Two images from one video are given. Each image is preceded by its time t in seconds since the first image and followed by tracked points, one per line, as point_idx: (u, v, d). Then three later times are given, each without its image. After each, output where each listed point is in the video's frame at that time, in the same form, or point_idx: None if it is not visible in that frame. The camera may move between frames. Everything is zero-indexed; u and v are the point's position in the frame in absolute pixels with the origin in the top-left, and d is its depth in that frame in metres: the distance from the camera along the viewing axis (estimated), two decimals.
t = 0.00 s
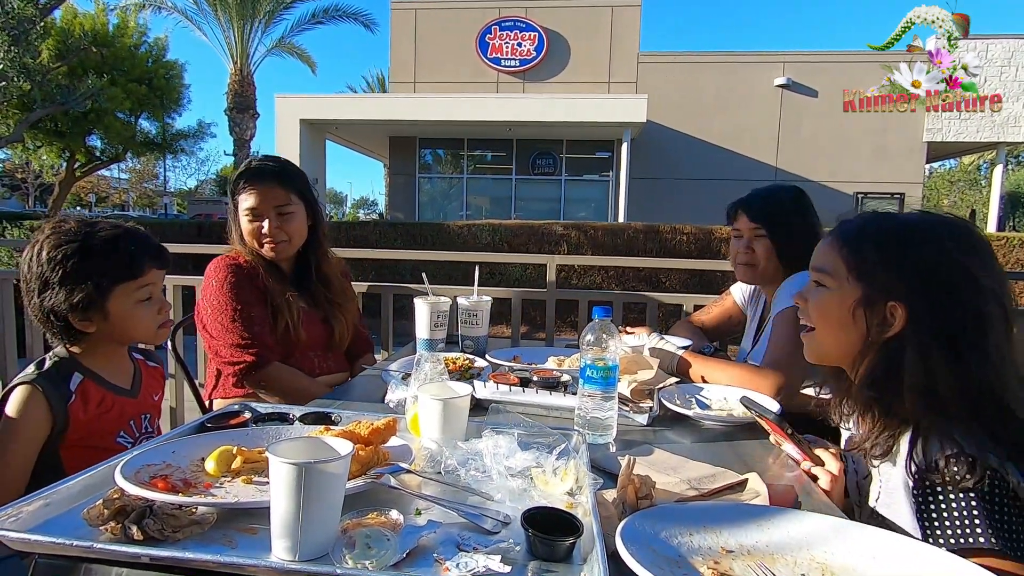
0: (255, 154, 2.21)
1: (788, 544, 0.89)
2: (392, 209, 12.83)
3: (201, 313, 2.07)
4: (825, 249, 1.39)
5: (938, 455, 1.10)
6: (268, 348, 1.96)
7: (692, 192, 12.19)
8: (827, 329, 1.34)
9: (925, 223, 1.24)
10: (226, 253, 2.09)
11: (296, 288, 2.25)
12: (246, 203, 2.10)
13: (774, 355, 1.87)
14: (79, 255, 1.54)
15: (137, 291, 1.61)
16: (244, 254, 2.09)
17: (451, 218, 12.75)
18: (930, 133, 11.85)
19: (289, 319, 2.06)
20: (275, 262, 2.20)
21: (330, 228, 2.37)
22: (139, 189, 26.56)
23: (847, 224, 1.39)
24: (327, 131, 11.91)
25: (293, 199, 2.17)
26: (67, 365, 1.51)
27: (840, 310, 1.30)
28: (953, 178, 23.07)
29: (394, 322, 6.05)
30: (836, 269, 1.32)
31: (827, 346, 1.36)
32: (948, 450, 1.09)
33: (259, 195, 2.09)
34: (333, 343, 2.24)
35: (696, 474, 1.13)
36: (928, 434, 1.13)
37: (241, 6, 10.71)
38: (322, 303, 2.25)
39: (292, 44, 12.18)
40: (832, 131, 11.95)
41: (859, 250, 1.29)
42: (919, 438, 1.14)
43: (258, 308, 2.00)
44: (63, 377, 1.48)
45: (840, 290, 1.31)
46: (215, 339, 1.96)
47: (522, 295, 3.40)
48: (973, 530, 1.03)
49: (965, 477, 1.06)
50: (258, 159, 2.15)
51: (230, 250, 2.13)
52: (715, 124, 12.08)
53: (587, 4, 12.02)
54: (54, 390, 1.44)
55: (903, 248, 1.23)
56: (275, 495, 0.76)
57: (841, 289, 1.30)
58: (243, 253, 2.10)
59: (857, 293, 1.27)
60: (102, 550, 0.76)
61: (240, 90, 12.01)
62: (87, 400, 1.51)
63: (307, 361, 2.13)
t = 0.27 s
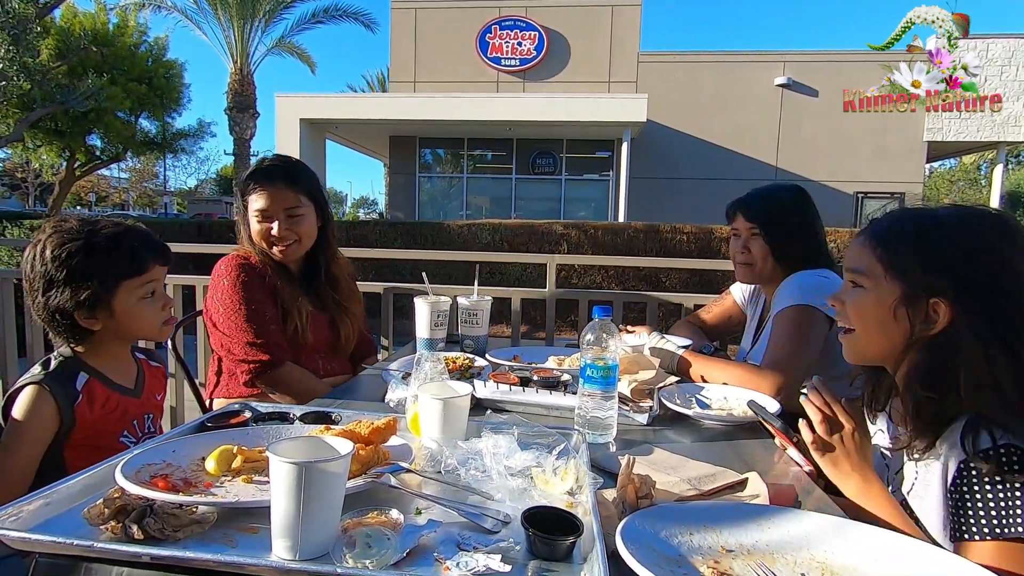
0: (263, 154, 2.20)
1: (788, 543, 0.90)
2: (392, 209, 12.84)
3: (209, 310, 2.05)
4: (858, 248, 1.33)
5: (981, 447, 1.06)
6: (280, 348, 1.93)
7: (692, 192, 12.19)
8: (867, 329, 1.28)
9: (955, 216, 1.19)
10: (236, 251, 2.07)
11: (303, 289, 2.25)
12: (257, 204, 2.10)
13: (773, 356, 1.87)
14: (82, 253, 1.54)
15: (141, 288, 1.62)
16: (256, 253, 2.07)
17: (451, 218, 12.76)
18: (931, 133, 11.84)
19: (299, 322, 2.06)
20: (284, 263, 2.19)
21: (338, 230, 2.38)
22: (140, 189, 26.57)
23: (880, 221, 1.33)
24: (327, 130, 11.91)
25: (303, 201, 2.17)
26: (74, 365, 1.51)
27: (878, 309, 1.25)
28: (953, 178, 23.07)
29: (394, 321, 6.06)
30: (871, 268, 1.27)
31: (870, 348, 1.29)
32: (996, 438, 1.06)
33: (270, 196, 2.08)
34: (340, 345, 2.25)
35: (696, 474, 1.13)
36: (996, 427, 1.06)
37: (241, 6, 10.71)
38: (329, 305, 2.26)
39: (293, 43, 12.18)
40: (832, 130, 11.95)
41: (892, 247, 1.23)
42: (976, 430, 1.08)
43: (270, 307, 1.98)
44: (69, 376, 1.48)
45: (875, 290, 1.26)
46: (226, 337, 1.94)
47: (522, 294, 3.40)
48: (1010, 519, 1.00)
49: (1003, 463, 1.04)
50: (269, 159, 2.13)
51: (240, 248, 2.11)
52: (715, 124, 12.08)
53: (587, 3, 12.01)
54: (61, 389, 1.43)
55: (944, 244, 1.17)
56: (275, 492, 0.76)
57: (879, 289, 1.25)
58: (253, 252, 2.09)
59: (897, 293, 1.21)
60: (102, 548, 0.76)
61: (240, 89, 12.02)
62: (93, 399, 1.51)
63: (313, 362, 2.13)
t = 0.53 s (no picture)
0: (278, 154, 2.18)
1: (788, 543, 0.90)
2: (392, 208, 12.84)
3: (217, 311, 2.04)
4: (880, 255, 1.28)
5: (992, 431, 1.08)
6: (286, 353, 1.92)
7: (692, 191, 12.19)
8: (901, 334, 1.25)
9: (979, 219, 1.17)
10: (245, 253, 2.05)
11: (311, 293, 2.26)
12: (270, 207, 2.09)
13: (773, 355, 1.87)
14: (83, 252, 1.54)
15: (144, 286, 1.62)
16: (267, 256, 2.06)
17: (451, 217, 12.76)
18: (931, 133, 11.83)
19: (305, 328, 2.06)
20: (293, 267, 2.19)
21: (351, 234, 2.37)
22: (140, 189, 26.55)
23: (899, 224, 1.30)
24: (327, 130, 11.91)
25: (317, 205, 2.16)
26: (76, 365, 1.51)
27: (912, 315, 1.21)
28: (954, 178, 23.09)
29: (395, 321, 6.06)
30: (901, 276, 1.22)
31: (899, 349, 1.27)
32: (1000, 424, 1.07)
33: (283, 200, 2.07)
34: (345, 350, 2.26)
35: (696, 473, 1.13)
36: (998, 415, 1.07)
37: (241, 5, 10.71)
38: (336, 310, 2.27)
39: (293, 43, 12.18)
40: (832, 130, 11.95)
41: (918, 253, 1.20)
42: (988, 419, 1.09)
43: (278, 312, 1.98)
44: (72, 376, 1.47)
45: (909, 295, 1.21)
46: (233, 340, 1.92)
47: (522, 293, 3.40)
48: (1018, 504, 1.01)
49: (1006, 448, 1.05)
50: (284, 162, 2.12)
51: (251, 250, 2.10)
52: (716, 123, 12.08)
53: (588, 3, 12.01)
54: (63, 390, 1.43)
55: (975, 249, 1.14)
56: (274, 491, 0.76)
57: (913, 296, 1.20)
58: (263, 255, 2.08)
59: (931, 299, 1.18)
60: (102, 548, 0.76)
61: (240, 88, 12.01)
62: (96, 400, 1.51)
63: (316, 367, 2.13)
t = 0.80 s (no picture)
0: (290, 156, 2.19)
1: (789, 543, 0.89)
2: (392, 208, 12.84)
3: (223, 309, 2.03)
4: (890, 256, 1.27)
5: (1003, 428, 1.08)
6: (291, 355, 1.91)
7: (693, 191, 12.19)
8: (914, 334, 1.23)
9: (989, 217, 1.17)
10: (255, 253, 2.05)
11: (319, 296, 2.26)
12: (281, 209, 2.09)
13: (773, 355, 1.87)
14: (81, 252, 1.54)
15: (143, 286, 1.62)
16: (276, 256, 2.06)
17: (451, 217, 12.75)
18: (931, 133, 11.82)
19: (311, 331, 2.06)
20: (301, 268, 2.19)
21: (360, 238, 2.38)
22: (140, 189, 26.55)
23: (907, 224, 1.30)
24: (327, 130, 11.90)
25: (328, 209, 2.17)
26: (76, 365, 1.51)
27: (928, 315, 1.20)
28: (954, 179, 23.11)
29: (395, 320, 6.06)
30: (916, 276, 1.21)
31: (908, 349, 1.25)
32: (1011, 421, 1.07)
33: (294, 203, 2.08)
34: (350, 354, 2.26)
35: (696, 473, 1.13)
36: (1011, 413, 1.07)
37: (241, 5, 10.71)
38: (343, 314, 2.27)
39: (293, 43, 12.17)
40: (832, 130, 11.94)
41: (933, 252, 1.19)
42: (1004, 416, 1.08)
43: (285, 313, 1.97)
44: (72, 377, 1.48)
45: (924, 297, 1.20)
46: (238, 340, 1.92)
47: (522, 293, 3.39)
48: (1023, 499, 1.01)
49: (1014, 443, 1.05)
50: (296, 163, 2.12)
51: (260, 250, 2.10)
52: (716, 123, 12.07)
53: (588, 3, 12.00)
54: (63, 390, 1.43)
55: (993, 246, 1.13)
56: (276, 493, 0.76)
57: (930, 296, 1.19)
58: (273, 256, 2.08)
59: (946, 298, 1.17)
60: (102, 548, 0.76)
61: (240, 88, 12.01)
62: (96, 400, 1.51)
63: (320, 369, 2.13)
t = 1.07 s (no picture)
0: (293, 156, 2.19)
1: (790, 543, 0.89)
2: (392, 208, 12.85)
3: (227, 306, 2.03)
4: (892, 257, 1.27)
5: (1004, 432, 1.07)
6: (294, 354, 1.91)
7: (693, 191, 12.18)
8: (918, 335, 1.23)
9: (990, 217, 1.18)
10: (258, 251, 2.05)
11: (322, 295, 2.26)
12: (283, 209, 2.10)
13: (773, 354, 1.87)
14: (83, 251, 1.54)
15: (144, 285, 1.62)
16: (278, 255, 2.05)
17: (451, 217, 12.75)
18: (931, 133, 11.83)
19: (314, 330, 2.06)
20: (303, 267, 2.19)
21: (363, 238, 2.39)
22: (140, 189, 26.53)
23: (908, 224, 1.30)
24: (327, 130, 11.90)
25: (331, 208, 2.17)
26: (78, 367, 1.51)
27: (932, 316, 1.20)
28: (954, 179, 23.12)
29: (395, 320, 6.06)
30: (919, 277, 1.21)
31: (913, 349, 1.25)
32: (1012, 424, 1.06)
33: (297, 202, 2.08)
34: (352, 353, 2.26)
35: (696, 473, 1.13)
36: (1015, 416, 1.07)
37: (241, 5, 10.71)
38: (346, 313, 2.27)
39: (293, 43, 12.17)
40: (833, 130, 11.94)
41: (936, 252, 1.18)
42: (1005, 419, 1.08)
43: (288, 312, 1.97)
44: (73, 378, 1.48)
45: (929, 299, 1.20)
46: (241, 339, 1.91)
47: (522, 293, 3.39)
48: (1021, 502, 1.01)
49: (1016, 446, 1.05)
50: (299, 163, 2.12)
51: (263, 248, 2.09)
52: (716, 123, 12.07)
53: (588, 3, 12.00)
54: (64, 391, 1.43)
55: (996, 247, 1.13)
56: (275, 496, 0.76)
57: (933, 298, 1.19)
58: (276, 254, 2.08)
59: (949, 299, 1.17)
60: (102, 548, 0.76)
61: (240, 88, 12.00)
62: (96, 402, 1.51)
63: (322, 368, 2.13)
